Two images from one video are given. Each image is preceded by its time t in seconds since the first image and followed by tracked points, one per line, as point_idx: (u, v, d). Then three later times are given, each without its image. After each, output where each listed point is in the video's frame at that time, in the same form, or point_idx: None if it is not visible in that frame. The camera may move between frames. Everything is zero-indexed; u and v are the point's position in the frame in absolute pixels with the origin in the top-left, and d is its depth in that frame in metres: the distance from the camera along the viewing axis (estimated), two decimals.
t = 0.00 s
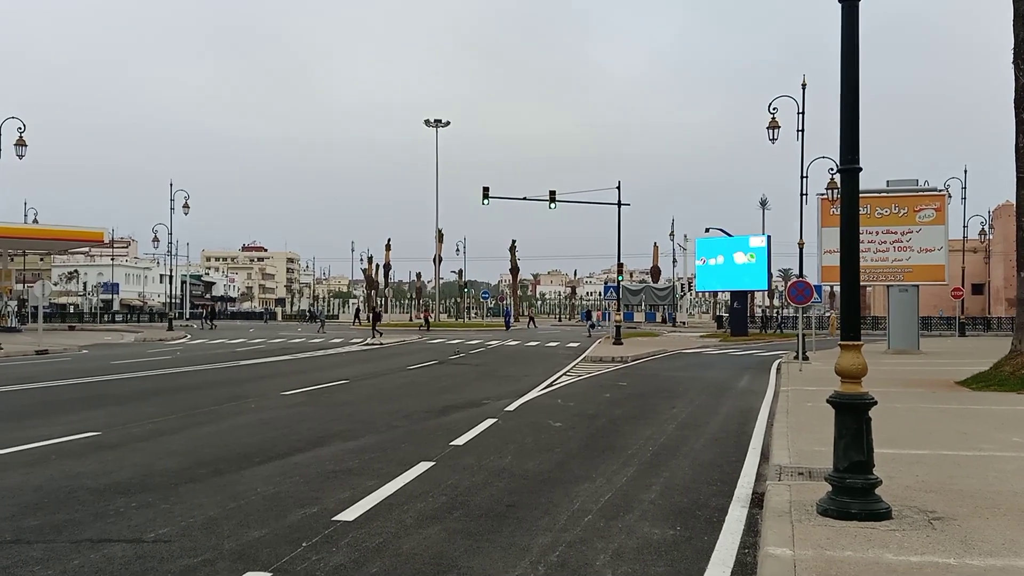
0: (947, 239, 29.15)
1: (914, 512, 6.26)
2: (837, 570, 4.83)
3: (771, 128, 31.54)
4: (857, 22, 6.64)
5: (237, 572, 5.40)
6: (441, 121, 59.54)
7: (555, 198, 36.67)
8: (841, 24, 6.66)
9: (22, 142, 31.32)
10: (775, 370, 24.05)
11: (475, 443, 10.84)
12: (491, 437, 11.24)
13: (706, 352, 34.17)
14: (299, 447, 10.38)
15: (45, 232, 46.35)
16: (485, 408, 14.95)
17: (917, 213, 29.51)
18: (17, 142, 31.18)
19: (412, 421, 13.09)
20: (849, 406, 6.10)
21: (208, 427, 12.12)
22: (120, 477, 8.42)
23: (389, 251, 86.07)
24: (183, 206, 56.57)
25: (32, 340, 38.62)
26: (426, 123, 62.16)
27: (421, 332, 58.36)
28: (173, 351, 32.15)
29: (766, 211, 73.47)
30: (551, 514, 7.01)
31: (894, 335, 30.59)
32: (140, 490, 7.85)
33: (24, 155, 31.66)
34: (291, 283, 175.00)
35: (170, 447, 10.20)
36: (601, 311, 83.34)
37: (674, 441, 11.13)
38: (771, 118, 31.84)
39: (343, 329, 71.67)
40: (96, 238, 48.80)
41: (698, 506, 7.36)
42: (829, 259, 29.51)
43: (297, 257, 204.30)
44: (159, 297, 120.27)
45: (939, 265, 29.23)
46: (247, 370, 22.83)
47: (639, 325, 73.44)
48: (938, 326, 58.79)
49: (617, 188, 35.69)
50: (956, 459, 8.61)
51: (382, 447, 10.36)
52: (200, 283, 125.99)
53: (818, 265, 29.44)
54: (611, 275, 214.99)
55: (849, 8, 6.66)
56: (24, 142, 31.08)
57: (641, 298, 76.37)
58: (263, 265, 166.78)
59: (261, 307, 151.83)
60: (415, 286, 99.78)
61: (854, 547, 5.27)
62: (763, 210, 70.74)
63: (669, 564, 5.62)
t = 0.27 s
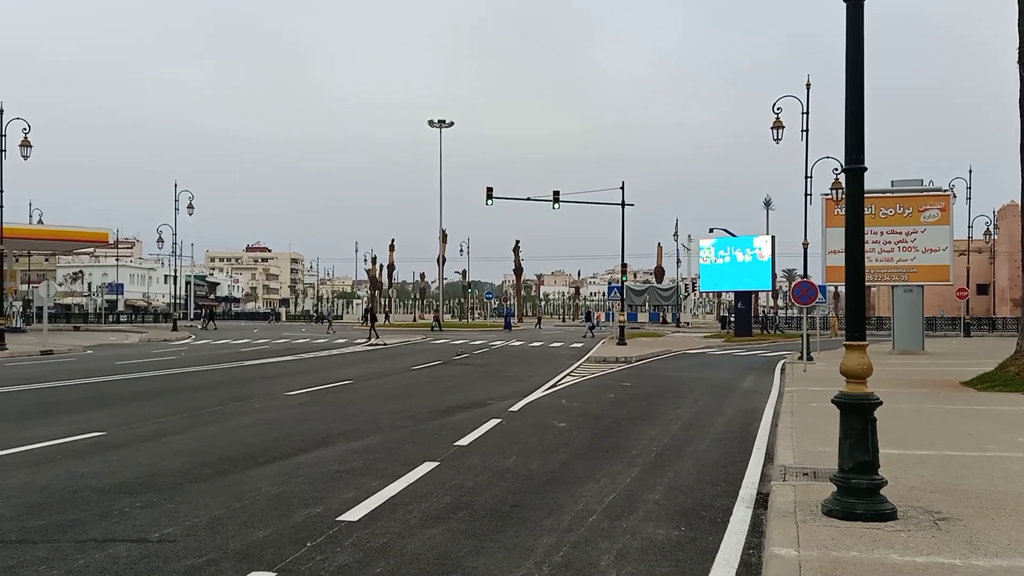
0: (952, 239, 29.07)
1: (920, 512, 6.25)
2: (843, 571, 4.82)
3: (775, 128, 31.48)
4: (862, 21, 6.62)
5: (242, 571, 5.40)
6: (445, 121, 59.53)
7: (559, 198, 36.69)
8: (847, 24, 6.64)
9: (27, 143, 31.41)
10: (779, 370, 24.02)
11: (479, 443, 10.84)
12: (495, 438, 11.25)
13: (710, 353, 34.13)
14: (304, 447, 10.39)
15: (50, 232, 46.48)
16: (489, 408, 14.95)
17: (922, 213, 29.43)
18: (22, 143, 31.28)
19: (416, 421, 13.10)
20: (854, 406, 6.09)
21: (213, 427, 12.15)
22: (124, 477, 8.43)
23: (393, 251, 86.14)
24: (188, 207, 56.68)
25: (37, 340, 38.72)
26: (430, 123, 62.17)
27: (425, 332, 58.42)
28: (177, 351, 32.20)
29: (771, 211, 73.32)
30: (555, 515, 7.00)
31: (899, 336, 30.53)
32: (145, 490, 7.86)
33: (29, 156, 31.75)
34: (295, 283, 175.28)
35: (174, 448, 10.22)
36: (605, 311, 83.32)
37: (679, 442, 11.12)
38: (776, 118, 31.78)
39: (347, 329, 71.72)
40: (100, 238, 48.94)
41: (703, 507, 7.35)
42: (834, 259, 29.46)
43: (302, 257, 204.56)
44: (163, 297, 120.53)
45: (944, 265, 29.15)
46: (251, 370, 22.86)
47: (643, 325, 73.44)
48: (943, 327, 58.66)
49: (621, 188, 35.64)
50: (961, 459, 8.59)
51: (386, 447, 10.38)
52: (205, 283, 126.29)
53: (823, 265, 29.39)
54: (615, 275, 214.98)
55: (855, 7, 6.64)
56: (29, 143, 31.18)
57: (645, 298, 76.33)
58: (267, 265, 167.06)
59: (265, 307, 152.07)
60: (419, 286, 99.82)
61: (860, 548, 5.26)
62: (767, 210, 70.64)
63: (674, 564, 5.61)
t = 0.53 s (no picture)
0: (955, 238, 29.02)
1: (923, 512, 6.23)
2: (845, 571, 4.81)
3: (777, 128, 31.45)
4: (865, 20, 6.62)
5: (244, 571, 5.40)
6: (447, 121, 59.55)
7: (561, 198, 36.70)
8: (850, 23, 6.64)
9: (30, 143, 31.50)
10: (781, 370, 23.99)
11: (481, 443, 10.84)
12: (497, 437, 11.25)
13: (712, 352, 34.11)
14: (306, 446, 10.40)
15: (53, 233, 46.59)
16: (492, 408, 14.96)
17: (924, 213, 29.40)
18: (25, 143, 31.37)
19: (419, 421, 13.11)
20: (857, 405, 6.08)
21: (215, 426, 12.16)
22: (127, 477, 8.44)
23: (395, 252, 86.24)
24: (190, 207, 56.78)
25: (41, 340, 38.83)
26: (433, 123, 62.20)
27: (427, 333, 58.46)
28: (180, 351, 32.28)
29: (773, 211, 73.22)
30: (557, 514, 7.00)
31: (902, 336, 30.48)
32: (148, 489, 7.87)
33: (32, 156, 31.85)
34: (297, 283, 175.50)
35: (177, 447, 10.23)
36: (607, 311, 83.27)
37: (681, 442, 11.11)
38: (778, 117, 31.74)
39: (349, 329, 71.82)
40: (103, 239, 49.05)
41: (705, 506, 7.34)
42: (836, 259, 29.42)
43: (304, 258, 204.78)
44: (166, 297, 120.73)
45: (947, 264, 29.11)
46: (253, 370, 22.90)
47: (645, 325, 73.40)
48: (945, 326, 58.56)
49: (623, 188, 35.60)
50: (964, 459, 8.57)
51: (388, 447, 10.38)
52: (207, 283, 126.44)
53: (825, 265, 29.34)
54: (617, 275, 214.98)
55: (858, 6, 6.63)
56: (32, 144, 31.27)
57: (647, 298, 76.30)
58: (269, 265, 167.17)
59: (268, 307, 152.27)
60: (420, 286, 99.85)
61: (863, 548, 5.25)
62: (770, 210, 70.59)
63: (676, 564, 5.61)
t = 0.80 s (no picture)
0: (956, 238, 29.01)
1: (924, 512, 6.23)
2: (846, 571, 4.80)
3: (777, 128, 31.43)
4: (866, 20, 6.61)
5: (245, 571, 5.40)
6: (448, 121, 59.51)
7: (562, 198, 36.70)
8: (851, 24, 6.63)
9: (31, 143, 31.54)
10: (782, 370, 23.98)
11: (482, 442, 10.84)
12: (498, 437, 11.25)
13: (713, 353, 34.12)
14: (307, 446, 10.40)
15: (54, 232, 46.64)
16: (492, 408, 14.96)
17: (925, 213, 29.39)
18: (26, 144, 31.40)
19: (419, 420, 13.12)
20: (857, 405, 6.08)
21: (216, 426, 12.17)
22: (128, 477, 8.44)
23: (396, 251, 86.28)
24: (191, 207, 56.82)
25: (41, 340, 38.87)
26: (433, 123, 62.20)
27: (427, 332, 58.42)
28: (181, 351, 32.33)
29: (774, 212, 73.08)
30: (558, 514, 7.00)
31: (903, 335, 30.47)
32: (149, 489, 7.88)
33: (33, 156, 31.88)
34: (298, 283, 175.58)
35: (177, 447, 10.23)
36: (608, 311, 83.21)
37: (682, 442, 11.12)
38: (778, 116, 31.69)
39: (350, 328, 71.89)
40: (104, 238, 49.08)
41: (707, 506, 7.34)
42: (837, 259, 29.38)
43: (305, 258, 204.92)
44: (167, 297, 120.83)
45: (948, 264, 29.09)
46: (254, 369, 22.91)
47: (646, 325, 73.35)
48: (946, 327, 58.51)
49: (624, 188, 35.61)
50: (965, 459, 8.57)
51: (389, 446, 10.39)
52: (209, 283, 126.48)
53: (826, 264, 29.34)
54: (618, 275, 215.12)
55: (859, 6, 6.63)
56: (32, 144, 31.32)
57: (648, 298, 76.29)
58: (270, 265, 167.17)
59: (269, 307, 152.37)
60: (421, 286, 99.82)
61: (863, 547, 5.24)
62: (771, 210, 70.55)
63: (677, 564, 5.60)
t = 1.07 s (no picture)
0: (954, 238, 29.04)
1: (923, 511, 6.24)
2: (844, 571, 4.81)
3: (776, 128, 31.44)
4: (866, 20, 6.61)
5: (243, 571, 5.40)
6: (447, 120, 59.48)
7: (561, 197, 36.70)
8: (851, 24, 6.63)
9: (29, 143, 31.48)
10: (781, 370, 24.00)
11: (481, 442, 10.83)
12: (496, 437, 11.25)
13: (712, 352, 34.13)
14: (305, 446, 10.39)
15: (52, 232, 46.54)
16: (491, 408, 14.95)
17: (924, 212, 29.40)
18: (24, 143, 31.34)
19: (418, 420, 13.12)
20: (856, 405, 6.09)
21: (215, 425, 12.16)
22: (126, 476, 8.43)
23: (394, 251, 86.18)
24: (189, 206, 56.75)
25: (39, 340, 38.81)
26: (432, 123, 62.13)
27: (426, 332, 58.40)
28: (179, 351, 32.30)
29: (772, 212, 73.07)
30: (556, 513, 7.01)
31: (901, 335, 30.50)
32: (147, 488, 7.87)
33: (31, 155, 31.82)
34: (296, 283, 175.40)
35: (176, 446, 10.21)
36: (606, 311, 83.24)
37: (681, 441, 11.12)
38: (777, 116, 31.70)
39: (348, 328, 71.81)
40: (102, 238, 48.99)
41: (705, 506, 7.34)
42: (836, 259, 29.41)
43: (303, 257, 204.79)
44: (165, 296, 120.63)
45: (946, 264, 29.12)
46: (253, 369, 22.88)
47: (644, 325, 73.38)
48: (944, 327, 58.56)
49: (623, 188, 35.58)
50: (963, 459, 8.59)
51: (388, 446, 10.39)
52: (206, 283, 126.31)
53: (824, 264, 29.35)
54: (616, 275, 215.18)
55: (858, 7, 6.63)
56: (30, 143, 31.26)
57: (646, 297, 76.28)
58: (268, 264, 167.01)
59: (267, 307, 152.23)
60: (419, 286, 99.83)
61: (862, 547, 5.25)
62: (769, 210, 70.56)
63: (675, 564, 5.60)
